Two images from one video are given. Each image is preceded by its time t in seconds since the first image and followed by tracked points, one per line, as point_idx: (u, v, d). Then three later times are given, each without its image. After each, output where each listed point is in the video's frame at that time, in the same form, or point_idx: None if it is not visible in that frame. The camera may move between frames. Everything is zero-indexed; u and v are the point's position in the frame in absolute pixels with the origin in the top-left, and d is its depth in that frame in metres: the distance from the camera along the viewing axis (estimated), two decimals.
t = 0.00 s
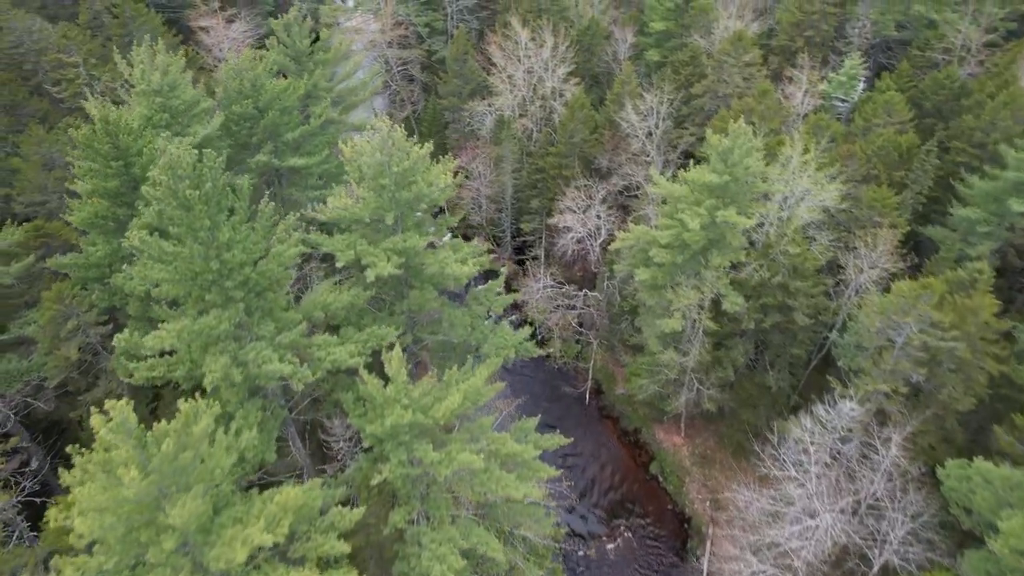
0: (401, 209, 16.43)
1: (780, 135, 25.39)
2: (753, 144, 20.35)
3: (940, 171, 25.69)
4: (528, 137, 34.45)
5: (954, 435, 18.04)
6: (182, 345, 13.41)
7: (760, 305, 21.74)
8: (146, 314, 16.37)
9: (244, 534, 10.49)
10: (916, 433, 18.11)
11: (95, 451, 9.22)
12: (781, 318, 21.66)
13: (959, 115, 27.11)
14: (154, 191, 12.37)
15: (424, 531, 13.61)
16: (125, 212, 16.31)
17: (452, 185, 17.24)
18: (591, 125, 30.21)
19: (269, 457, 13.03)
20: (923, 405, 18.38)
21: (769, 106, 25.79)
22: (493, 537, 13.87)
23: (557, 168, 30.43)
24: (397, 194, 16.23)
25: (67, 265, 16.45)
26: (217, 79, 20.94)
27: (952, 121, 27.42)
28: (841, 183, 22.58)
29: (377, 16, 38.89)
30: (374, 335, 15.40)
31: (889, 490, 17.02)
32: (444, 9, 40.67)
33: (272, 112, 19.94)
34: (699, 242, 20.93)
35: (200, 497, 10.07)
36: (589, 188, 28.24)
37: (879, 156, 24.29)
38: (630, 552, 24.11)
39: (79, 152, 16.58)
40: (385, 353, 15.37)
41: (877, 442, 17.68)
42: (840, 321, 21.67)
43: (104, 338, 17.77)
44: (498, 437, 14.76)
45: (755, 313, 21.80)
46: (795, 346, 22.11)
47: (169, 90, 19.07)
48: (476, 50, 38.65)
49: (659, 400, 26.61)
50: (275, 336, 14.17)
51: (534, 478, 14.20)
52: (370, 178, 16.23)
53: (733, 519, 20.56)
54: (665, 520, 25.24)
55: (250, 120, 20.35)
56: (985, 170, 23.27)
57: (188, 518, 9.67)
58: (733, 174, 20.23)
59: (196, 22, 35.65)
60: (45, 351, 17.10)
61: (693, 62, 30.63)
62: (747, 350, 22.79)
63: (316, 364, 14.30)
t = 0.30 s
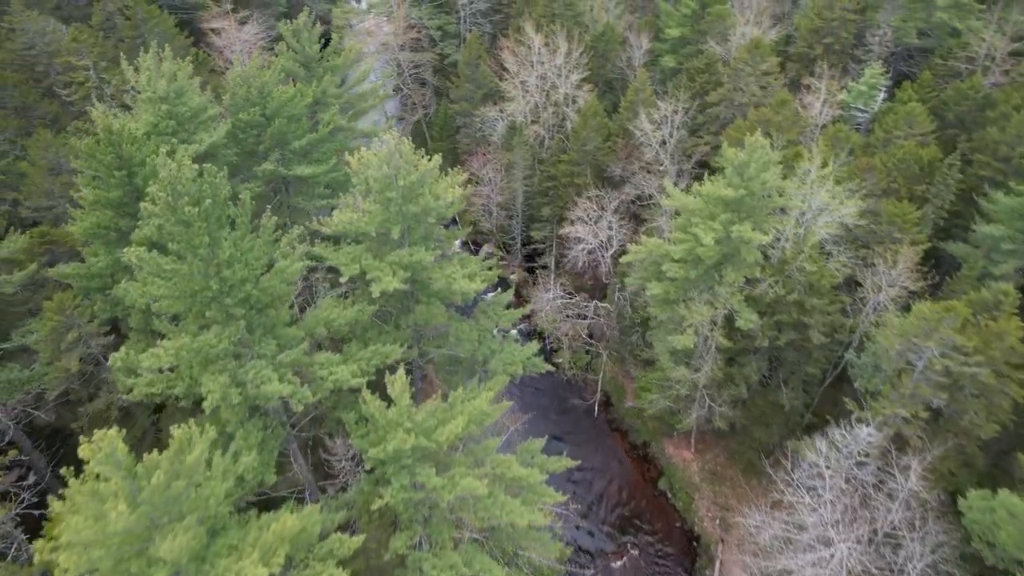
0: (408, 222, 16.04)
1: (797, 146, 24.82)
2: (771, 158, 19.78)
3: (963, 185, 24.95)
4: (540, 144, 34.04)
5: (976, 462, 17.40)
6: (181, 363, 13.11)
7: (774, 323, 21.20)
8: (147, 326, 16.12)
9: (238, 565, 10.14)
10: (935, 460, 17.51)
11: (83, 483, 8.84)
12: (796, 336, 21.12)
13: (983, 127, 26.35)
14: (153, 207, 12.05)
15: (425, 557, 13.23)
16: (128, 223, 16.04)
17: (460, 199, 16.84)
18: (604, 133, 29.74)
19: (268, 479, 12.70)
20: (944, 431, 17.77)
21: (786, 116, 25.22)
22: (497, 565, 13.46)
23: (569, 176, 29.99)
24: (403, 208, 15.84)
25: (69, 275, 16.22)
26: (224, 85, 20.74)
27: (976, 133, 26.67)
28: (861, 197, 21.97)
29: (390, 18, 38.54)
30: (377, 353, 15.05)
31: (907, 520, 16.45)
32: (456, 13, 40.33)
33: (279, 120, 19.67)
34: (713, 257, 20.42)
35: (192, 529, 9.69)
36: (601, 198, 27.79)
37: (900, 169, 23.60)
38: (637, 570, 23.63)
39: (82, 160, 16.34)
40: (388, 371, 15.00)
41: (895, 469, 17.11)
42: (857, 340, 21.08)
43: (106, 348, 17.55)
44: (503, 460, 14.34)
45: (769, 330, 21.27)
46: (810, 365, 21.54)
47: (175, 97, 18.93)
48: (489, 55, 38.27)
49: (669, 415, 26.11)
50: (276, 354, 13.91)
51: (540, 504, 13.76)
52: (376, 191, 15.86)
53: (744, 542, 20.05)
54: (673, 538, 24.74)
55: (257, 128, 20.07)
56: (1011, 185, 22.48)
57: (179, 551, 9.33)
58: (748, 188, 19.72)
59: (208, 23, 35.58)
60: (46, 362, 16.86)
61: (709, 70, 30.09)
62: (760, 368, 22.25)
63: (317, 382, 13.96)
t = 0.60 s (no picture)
0: (414, 236, 15.63)
1: (814, 158, 24.23)
2: (789, 172, 19.23)
3: (986, 199, 24.23)
4: (552, 151, 33.59)
5: (999, 492, 16.76)
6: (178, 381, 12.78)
7: (788, 341, 20.67)
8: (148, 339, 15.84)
9: None
10: (956, 489, 16.88)
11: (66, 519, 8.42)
12: (811, 354, 20.57)
13: (1008, 139, 25.60)
14: (150, 224, 11.75)
15: None
16: (129, 234, 15.73)
17: (467, 213, 16.43)
18: (617, 141, 29.25)
19: (263, 503, 12.35)
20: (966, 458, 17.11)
21: (803, 127, 24.62)
22: None
23: (580, 184, 29.52)
24: (409, 222, 15.41)
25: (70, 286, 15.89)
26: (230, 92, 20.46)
27: (999, 145, 25.95)
28: (880, 213, 21.36)
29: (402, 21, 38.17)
30: (380, 371, 14.67)
31: (926, 552, 15.85)
32: (469, 17, 39.94)
33: (285, 128, 19.36)
34: (727, 273, 19.89)
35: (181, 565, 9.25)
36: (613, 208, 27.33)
37: (921, 183, 22.92)
38: None
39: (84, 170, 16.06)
40: (390, 391, 14.62)
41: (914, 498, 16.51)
42: (874, 360, 20.49)
43: (106, 359, 17.31)
44: (508, 484, 13.90)
45: (783, 348, 20.73)
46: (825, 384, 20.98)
47: (181, 104, 18.72)
48: (501, 59, 37.81)
49: (679, 430, 25.56)
50: (275, 373, 13.59)
51: (545, 532, 13.31)
52: (381, 205, 15.45)
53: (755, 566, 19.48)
54: (681, 556, 24.18)
55: (263, 136, 19.73)
56: None
57: None
58: (764, 204, 19.19)
59: (219, 26, 35.46)
60: (46, 373, 16.61)
61: (724, 78, 29.51)
62: (773, 386, 21.72)
63: (318, 403, 13.60)
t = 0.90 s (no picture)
0: (418, 252, 15.23)
1: (831, 170, 23.64)
2: (805, 187, 18.70)
3: (1009, 214, 23.51)
4: (562, 158, 33.13)
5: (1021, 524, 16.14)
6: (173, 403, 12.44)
7: (802, 359, 20.13)
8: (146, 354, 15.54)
9: None
10: (976, 519, 16.27)
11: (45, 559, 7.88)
12: (825, 374, 20.02)
13: None
14: (144, 243, 11.41)
15: None
16: (128, 247, 15.42)
17: (473, 228, 16.00)
18: (628, 149, 28.75)
19: (258, 530, 11.98)
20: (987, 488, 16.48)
21: (819, 138, 24.01)
22: None
23: (591, 193, 29.04)
24: (413, 238, 14.98)
25: (68, 298, 15.62)
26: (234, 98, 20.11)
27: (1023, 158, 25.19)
28: (899, 229, 20.72)
29: (412, 24, 37.64)
30: (381, 392, 14.33)
31: None
32: (480, 20, 39.50)
33: (289, 137, 19.02)
34: (740, 290, 19.36)
35: None
36: (623, 218, 26.83)
37: (942, 198, 22.21)
38: None
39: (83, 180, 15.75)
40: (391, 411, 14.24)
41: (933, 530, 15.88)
42: (890, 381, 19.89)
43: (104, 372, 17.04)
44: (512, 511, 13.46)
45: (796, 367, 20.19)
46: (839, 404, 20.42)
47: (184, 113, 18.43)
48: (511, 64, 37.33)
49: (688, 446, 25.04)
50: (273, 394, 13.25)
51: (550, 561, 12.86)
52: (384, 220, 15.04)
53: None
54: None
55: (266, 146, 19.37)
56: None
57: None
58: (779, 220, 18.65)
59: (228, 28, 35.24)
60: (44, 386, 16.33)
61: (738, 86, 28.93)
62: (786, 405, 21.18)
63: (316, 425, 13.23)
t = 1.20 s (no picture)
0: (420, 269, 14.83)
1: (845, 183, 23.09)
2: (819, 204, 18.20)
3: None
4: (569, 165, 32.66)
5: None
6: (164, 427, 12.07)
7: (814, 379, 19.59)
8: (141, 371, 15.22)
9: None
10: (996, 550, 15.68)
11: None
12: (837, 394, 19.47)
13: None
14: (135, 265, 11.06)
15: None
16: (124, 262, 15.10)
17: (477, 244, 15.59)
18: (637, 157, 28.25)
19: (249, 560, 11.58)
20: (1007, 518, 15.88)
21: (834, 149, 23.45)
22: None
23: (598, 202, 28.55)
24: (414, 255, 14.58)
25: (63, 313, 15.32)
26: (235, 107, 19.77)
27: None
28: (915, 245, 20.13)
29: (420, 28, 37.11)
30: (381, 414, 13.97)
31: None
32: (488, 24, 39.09)
33: (291, 148, 18.68)
34: (750, 307, 18.86)
35: None
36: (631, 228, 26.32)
37: (960, 213, 21.59)
38: None
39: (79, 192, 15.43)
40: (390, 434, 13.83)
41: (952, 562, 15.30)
42: (905, 402, 19.32)
43: (100, 386, 16.75)
44: (514, 540, 13.01)
45: (808, 386, 19.67)
46: (852, 425, 19.87)
47: (184, 122, 18.11)
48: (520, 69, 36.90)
49: (695, 462, 24.52)
50: (269, 418, 12.89)
51: None
52: (386, 237, 14.65)
53: None
54: None
55: (268, 156, 19.05)
56: None
57: None
58: (791, 236, 18.14)
59: (234, 31, 34.98)
60: (38, 400, 15.99)
61: (750, 94, 28.39)
62: (797, 424, 20.65)
63: (312, 450, 12.84)
